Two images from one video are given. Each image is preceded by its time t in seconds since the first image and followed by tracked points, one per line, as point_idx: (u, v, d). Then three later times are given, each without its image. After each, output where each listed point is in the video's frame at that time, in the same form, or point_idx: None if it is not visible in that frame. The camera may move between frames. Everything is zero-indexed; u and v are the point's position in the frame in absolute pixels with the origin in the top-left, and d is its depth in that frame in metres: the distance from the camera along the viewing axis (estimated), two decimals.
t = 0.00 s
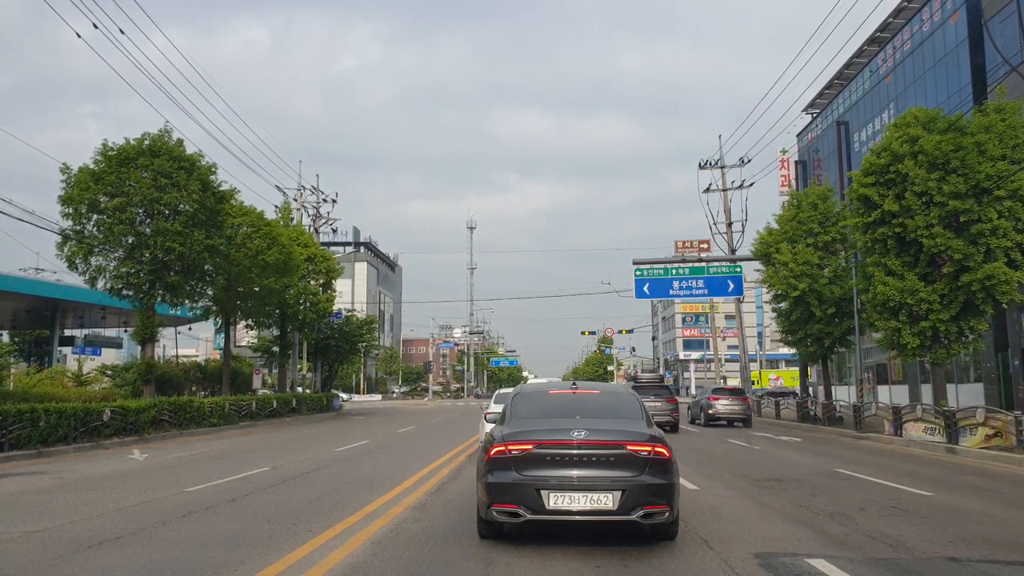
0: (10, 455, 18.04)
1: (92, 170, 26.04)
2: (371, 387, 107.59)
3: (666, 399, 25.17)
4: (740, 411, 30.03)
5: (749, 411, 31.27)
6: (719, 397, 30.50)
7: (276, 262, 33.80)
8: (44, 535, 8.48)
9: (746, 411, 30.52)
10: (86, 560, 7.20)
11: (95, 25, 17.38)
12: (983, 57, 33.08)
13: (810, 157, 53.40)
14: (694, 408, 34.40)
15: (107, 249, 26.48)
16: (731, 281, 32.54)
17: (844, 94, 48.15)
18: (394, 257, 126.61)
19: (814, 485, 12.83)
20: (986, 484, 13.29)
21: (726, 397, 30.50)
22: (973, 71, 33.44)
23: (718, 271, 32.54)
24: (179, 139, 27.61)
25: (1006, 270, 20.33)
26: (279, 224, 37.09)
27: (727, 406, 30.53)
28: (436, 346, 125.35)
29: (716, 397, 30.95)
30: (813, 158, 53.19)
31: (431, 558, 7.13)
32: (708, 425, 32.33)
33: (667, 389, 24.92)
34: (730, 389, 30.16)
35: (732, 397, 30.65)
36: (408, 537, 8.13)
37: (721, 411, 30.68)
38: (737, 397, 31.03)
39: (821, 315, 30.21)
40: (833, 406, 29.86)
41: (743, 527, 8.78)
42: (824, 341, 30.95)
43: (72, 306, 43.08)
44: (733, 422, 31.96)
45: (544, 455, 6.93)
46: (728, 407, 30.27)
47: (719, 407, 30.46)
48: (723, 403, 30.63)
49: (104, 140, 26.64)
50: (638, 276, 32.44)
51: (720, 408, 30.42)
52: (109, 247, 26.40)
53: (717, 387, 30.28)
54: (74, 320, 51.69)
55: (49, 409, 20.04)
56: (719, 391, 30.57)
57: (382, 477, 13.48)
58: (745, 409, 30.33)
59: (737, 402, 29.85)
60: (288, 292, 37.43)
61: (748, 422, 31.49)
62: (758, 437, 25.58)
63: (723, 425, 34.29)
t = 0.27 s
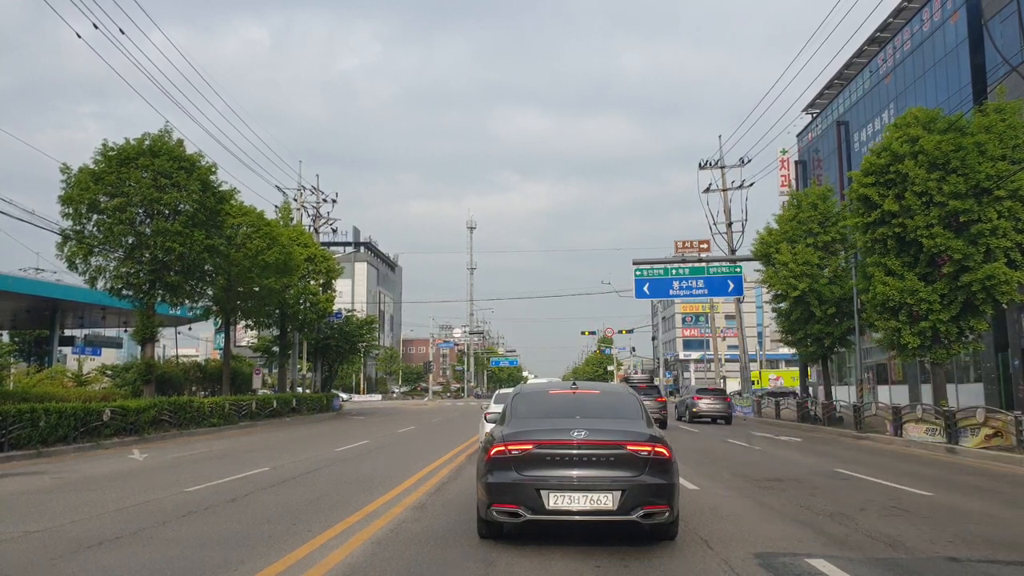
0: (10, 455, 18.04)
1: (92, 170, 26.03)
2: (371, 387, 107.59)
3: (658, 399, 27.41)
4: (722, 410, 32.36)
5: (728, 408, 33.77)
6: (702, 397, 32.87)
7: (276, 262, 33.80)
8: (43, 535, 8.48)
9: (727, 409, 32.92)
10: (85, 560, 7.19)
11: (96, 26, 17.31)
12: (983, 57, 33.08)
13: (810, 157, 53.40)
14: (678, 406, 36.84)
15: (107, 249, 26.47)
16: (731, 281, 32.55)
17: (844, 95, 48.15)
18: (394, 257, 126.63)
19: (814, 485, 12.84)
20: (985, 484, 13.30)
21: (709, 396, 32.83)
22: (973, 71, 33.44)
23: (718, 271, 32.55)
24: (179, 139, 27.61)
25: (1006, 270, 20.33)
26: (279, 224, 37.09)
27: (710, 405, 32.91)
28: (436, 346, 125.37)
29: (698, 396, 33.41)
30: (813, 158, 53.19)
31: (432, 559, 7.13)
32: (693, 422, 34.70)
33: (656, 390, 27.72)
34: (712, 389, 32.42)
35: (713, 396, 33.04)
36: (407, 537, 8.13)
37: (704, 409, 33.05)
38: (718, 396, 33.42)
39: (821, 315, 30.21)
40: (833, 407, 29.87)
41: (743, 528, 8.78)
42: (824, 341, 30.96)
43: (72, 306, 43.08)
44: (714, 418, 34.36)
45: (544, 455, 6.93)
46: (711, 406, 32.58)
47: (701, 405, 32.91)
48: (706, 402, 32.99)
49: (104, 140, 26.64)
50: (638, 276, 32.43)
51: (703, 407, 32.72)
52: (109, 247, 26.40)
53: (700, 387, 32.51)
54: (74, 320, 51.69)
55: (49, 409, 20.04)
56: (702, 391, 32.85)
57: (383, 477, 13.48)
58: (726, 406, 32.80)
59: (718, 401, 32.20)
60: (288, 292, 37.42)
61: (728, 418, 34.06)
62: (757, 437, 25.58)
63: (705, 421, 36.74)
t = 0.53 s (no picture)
0: (10, 455, 18.04)
1: (92, 170, 26.03)
2: (371, 387, 107.56)
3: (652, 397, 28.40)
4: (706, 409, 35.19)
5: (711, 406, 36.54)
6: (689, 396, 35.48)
7: (276, 262, 33.79)
8: (43, 535, 8.48)
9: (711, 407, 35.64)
10: (85, 560, 7.19)
11: (95, 26, 17.31)
12: (983, 57, 33.08)
13: (810, 157, 53.39)
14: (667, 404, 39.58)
15: (107, 249, 26.47)
16: (731, 281, 32.55)
17: (844, 95, 48.15)
18: (394, 257, 126.61)
19: (815, 485, 12.85)
20: (985, 484, 13.30)
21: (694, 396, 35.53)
22: (973, 71, 33.45)
23: (718, 271, 32.55)
24: (179, 139, 27.61)
25: (1007, 270, 20.32)
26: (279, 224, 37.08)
27: (696, 404, 35.62)
28: (436, 346, 125.37)
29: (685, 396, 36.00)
30: (813, 158, 53.19)
31: (432, 559, 7.13)
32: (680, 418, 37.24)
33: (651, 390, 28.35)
34: (696, 389, 35.11)
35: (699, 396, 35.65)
36: (407, 537, 8.13)
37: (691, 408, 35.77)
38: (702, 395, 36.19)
39: (821, 315, 30.20)
40: (833, 407, 29.88)
41: (743, 528, 8.78)
42: (824, 341, 30.95)
43: (72, 306, 43.07)
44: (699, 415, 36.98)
45: (544, 455, 6.93)
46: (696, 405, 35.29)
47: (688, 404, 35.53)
48: (692, 400, 35.72)
49: (104, 140, 26.64)
50: (638, 276, 32.41)
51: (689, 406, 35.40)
52: (110, 247, 26.40)
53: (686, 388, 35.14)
54: (74, 320, 51.68)
55: (49, 409, 20.04)
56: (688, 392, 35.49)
57: (383, 477, 13.48)
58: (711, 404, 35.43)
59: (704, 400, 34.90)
60: (288, 292, 37.42)
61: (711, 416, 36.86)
62: (757, 437, 25.58)
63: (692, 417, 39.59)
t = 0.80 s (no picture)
0: (10, 455, 18.04)
1: (92, 170, 26.03)
2: (371, 387, 107.55)
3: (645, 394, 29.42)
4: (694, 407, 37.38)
5: (698, 404, 38.71)
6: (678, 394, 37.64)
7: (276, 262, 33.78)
8: (43, 535, 8.47)
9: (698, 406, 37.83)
10: (85, 560, 7.19)
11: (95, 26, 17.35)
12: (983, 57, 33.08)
13: (810, 157, 53.39)
14: (657, 402, 41.72)
15: (107, 249, 26.47)
16: (731, 281, 32.56)
17: (844, 94, 48.16)
18: (394, 257, 126.61)
19: (815, 485, 12.84)
20: (985, 484, 13.30)
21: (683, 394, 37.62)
22: (973, 71, 33.45)
23: (718, 271, 32.55)
24: (179, 139, 27.62)
25: (1007, 270, 20.30)
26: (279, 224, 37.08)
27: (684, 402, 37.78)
28: (436, 346, 125.36)
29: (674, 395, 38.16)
30: (813, 158, 53.20)
31: (432, 559, 7.13)
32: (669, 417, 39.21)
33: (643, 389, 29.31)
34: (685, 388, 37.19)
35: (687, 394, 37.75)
36: (407, 537, 8.13)
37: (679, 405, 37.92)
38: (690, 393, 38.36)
39: (821, 315, 30.19)
40: (833, 407, 29.88)
41: (743, 528, 8.78)
42: (824, 341, 30.95)
43: (72, 306, 43.08)
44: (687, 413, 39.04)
45: (544, 455, 6.93)
46: (684, 402, 37.47)
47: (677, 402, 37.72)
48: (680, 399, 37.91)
49: (104, 140, 26.65)
50: (638, 276, 32.40)
51: (678, 403, 37.55)
52: (110, 247, 26.39)
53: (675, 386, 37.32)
54: (74, 320, 51.68)
55: (49, 409, 20.03)
56: (677, 390, 37.61)
57: (383, 477, 13.48)
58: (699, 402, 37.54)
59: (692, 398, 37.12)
60: (288, 292, 37.43)
61: (699, 413, 38.99)
62: (757, 437, 25.58)
63: (680, 417, 41.84)
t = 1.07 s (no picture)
0: (10, 455, 18.03)
1: (92, 170, 26.03)
2: (371, 387, 107.52)
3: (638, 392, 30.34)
4: (683, 404, 38.91)
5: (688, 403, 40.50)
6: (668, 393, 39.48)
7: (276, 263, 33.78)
8: (43, 535, 8.47)
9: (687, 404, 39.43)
10: (85, 560, 7.18)
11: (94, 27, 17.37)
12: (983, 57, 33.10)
13: (810, 157, 53.39)
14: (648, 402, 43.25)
15: (107, 249, 26.46)
16: (731, 281, 32.57)
17: (844, 94, 48.16)
18: (394, 257, 126.62)
19: (815, 485, 12.84)
20: (986, 484, 13.29)
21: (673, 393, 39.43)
22: (973, 71, 33.46)
23: (718, 271, 32.55)
24: (179, 139, 27.61)
25: (1006, 270, 20.30)
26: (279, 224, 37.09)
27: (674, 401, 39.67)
28: (436, 346, 125.36)
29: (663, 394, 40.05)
30: (813, 158, 53.20)
31: (432, 559, 7.12)
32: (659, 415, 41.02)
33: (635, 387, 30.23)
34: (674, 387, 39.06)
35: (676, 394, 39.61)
36: (407, 537, 8.13)
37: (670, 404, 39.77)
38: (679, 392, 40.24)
39: (821, 315, 30.19)
40: (832, 407, 29.89)
41: (743, 528, 8.78)
42: (824, 341, 30.95)
43: (72, 306, 43.07)
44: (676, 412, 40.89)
45: (544, 455, 6.93)
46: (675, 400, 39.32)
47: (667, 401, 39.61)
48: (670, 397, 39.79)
49: (104, 140, 26.66)
50: (638, 276, 32.38)
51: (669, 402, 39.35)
52: (110, 247, 26.38)
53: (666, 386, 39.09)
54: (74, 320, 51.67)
55: (49, 409, 20.03)
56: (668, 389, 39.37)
57: (383, 477, 13.48)
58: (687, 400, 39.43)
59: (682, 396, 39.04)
60: (288, 292, 37.44)
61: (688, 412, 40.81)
62: (757, 437, 25.57)
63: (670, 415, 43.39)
